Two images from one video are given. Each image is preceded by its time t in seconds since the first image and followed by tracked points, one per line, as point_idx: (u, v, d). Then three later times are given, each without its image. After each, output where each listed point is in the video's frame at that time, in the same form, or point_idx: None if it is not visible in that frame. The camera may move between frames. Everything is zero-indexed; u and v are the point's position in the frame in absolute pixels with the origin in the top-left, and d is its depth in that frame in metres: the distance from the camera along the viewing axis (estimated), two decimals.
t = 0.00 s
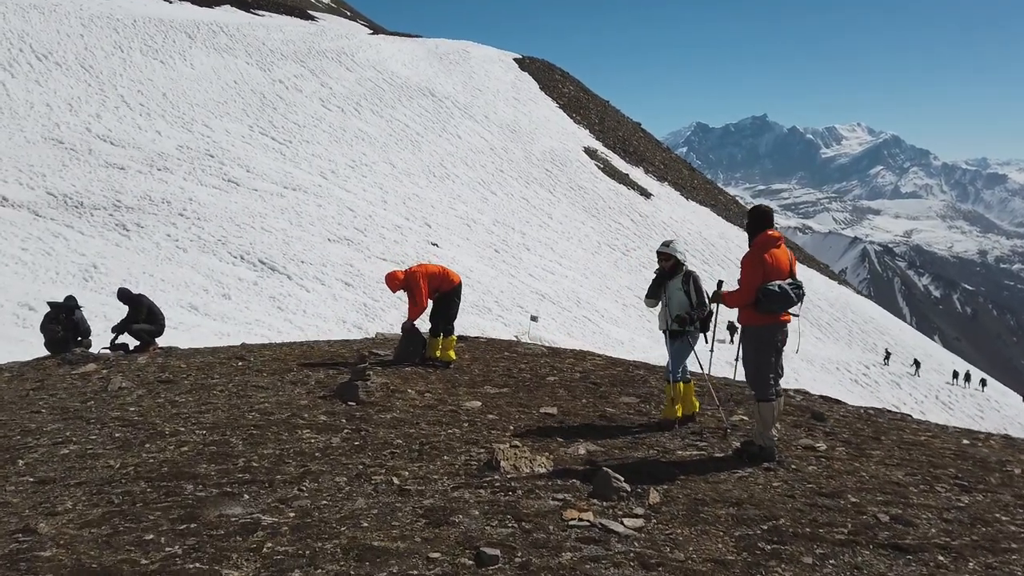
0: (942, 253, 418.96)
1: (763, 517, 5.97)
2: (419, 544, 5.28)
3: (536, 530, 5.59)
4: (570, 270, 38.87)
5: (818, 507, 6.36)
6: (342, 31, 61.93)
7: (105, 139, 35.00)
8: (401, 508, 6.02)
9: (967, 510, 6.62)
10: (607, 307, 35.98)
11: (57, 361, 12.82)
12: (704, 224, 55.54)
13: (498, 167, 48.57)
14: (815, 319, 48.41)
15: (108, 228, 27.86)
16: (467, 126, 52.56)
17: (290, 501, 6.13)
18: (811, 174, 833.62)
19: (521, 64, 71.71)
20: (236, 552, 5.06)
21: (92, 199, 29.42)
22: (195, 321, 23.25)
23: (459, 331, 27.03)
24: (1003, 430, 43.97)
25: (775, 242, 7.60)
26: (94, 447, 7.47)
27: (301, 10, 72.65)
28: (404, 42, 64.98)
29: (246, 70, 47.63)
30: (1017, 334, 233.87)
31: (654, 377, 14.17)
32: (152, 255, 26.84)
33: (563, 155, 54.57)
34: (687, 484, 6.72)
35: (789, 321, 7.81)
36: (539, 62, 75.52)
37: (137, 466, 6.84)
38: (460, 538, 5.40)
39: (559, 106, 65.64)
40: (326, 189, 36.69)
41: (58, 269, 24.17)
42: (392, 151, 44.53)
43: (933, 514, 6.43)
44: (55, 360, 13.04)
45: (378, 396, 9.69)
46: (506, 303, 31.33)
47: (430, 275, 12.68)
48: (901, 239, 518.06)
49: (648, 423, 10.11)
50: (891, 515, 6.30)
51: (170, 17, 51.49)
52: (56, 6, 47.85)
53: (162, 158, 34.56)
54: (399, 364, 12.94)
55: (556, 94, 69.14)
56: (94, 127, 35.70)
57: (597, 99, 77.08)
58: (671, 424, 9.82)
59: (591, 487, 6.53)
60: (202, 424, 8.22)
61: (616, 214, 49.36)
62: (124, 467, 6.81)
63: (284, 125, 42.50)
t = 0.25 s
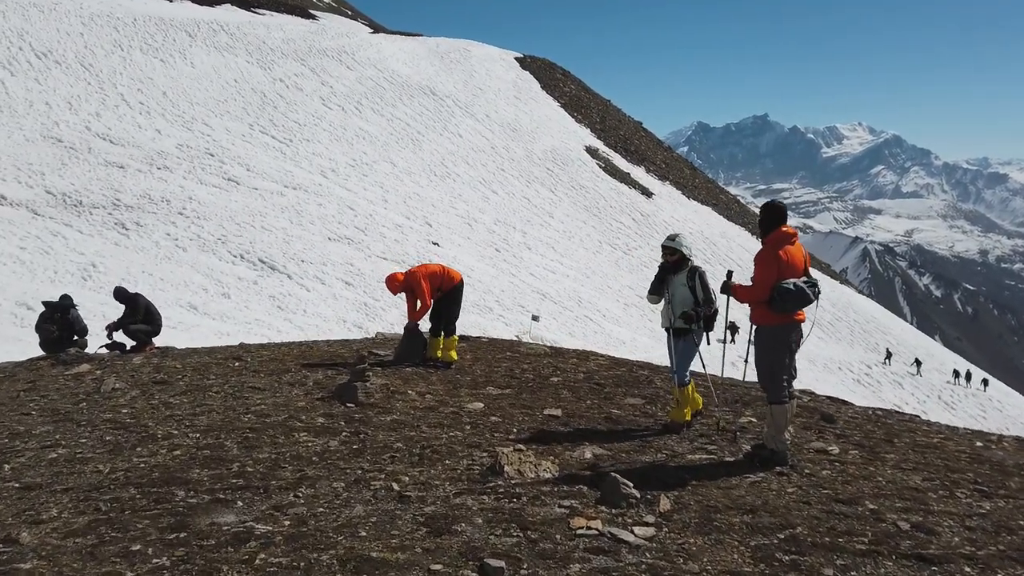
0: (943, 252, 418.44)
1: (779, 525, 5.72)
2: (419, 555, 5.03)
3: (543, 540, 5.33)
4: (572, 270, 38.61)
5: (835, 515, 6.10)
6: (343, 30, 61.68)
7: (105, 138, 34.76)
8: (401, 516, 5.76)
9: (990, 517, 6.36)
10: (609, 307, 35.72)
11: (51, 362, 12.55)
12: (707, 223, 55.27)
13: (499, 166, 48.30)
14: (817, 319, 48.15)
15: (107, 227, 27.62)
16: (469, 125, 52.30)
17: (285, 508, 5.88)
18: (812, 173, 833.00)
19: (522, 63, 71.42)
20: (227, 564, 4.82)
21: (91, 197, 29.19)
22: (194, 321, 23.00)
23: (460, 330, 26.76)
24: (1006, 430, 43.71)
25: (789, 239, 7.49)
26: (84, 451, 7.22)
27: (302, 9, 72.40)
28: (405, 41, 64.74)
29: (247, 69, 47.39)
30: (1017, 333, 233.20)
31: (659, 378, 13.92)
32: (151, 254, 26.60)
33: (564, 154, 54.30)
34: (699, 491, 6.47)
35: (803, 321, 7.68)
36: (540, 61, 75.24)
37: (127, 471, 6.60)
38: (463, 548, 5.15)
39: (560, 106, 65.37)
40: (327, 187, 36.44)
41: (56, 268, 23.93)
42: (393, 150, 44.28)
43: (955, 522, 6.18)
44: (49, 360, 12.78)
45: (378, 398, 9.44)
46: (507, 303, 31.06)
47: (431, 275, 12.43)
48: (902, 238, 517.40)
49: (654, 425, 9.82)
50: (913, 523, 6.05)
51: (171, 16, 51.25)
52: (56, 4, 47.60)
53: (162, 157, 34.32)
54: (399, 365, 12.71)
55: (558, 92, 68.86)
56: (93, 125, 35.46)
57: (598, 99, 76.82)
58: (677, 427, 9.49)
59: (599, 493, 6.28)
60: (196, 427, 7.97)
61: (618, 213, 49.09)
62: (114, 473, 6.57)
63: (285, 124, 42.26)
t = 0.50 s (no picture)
0: (944, 252, 418.03)
1: (795, 539, 5.48)
2: (417, 572, 4.78)
3: (547, 555, 5.09)
4: (573, 269, 38.37)
5: (852, 528, 5.86)
6: (344, 29, 61.44)
7: (104, 136, 34.53)
8: (399, 529, 5.52)
9: (1011, 529, 6.11)
10: (610, 307, 35.47)
11: (44, 364, 12.31)
12: (708, 223, 55.01)
13: (500, 165, 48.05)
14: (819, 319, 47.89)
15: (106, 226, 27.38)
16: (469, 124, 52.04)
17: (279, 521, 5.63)
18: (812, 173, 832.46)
19: (523, 62, 71.19)
20: None
21: (89, 196, 28.96)
22: (193, 320, 22.78)
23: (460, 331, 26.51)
24: (1009, 431, 43.45)
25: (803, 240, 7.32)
26: (72, 458, 6.98)
27: (303, 8, 72.15)
28: (406, 40, 64.49)
29: (247, 67, 47.17)
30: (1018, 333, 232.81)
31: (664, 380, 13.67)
32: (150, 253, 26.37)
33: (565, 154, 54.07)
34: (709, 502, 6.23)
35: (816, 324, 7.47)
36: (541, 60, 74.99)
37: (115, 481, 6.36)
38: (464, 565, 4.91)
39: (561, 105, 65.12)
40: (327, 187, 36.20)
41: (55, 267, 23.70)
42: (393, 149, 44.05)
43: (976, 534, 5.94)
44: (43, 362, 12.54)
45: (376, 402, 9.20)
46: (507, 303, 30.81)
47: (430, 275, 12.18)
48: (903, 238, 516.89)
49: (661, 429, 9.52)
50: (932, 536, 5.80)
51: (171, 14, 51.00)
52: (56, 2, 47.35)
53: (161, 155, 34.09)
54: (399, 366, 12.50)
55: (559, 92, 68.62)
56: (93, 124, 35.22)
57: (599, 98, 76.58)
58: (683, 432, 9.13)
59: (605, 504, 6.04)
60: (189, 433, 7.73)
61: (619, 212, 48.84)
62: (101, 482, 6.34)
63: (285, 123, 42.02)
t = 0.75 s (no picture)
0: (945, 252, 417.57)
1: (812, 549, 5.28)
2: None
3: (554, 566, 4.89)
4: (574, 269, 38.15)
5: (869, 536, 5.66)
6: (345, 28, 61.22)
7: (104, 135, 34.33)
8: (400, 537, 5.31)
9: None
10: (612, 306, 35.24)
11: (39, 364, 12.10)
12: (710, 223, 54.78)
13: (501, 164, 47.83)
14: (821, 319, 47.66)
15: (105, 225, 27.17)
16: (470, 123, 51.82)
17: (274, 528, 5.43)
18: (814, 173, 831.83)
19: (525, 61, 70.97)
20: None
21: (89, 195, 28.76)
22: (193, 320, 22.59)
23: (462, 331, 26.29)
24: (1011, 432, 43.21)
25: (817, 239, 7.15)
26: (62, 462, 6.78)
27: (303, 6, 71.90)
28: (407, 39, 64.26)
29: (248, 66, 46.95)
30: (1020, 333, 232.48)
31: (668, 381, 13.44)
32: (150, 252, 26.18)
33: (567, 153, 53.85)
34: (720, 510, 6.02)
35: (829, 326, 7.29)
36: (542, 60, 74.76)
37: (106, 486, 6.16)
38: None
39: (562, 104, 64.90)
40: (327, 186, 35.99)
41: (54, 266, 23.51)
42: (394, 148, 43.84)
43: (998, 543, 5.73)
44: (38, 362, 12.33)
45: (376, 404, 8.99)
46: (509, 302, 30.59)
47: (431, 274, 11.98)
48: (904, 238, 516.32)
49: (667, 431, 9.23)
50: (952, 545, 5.59)
51: (172, 13, 50.78)
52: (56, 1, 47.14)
53: (161, 154, 33.88)
54: (399, 367, 12.29)
55: (560, 91, 68.40)
56: (93, 123, 35.01)
57: (600, 97, 76.35)
58: (689, 436, 8.89)
59: (613, 511, 5.83)
60: (184, 436, 7.52)
61: (619, 211, 48.62)
62: (92, 487, 6.13)
63: (286, 122, 41.81)
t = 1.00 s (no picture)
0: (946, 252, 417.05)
1: (835, 559, 5.07)
2: None
3: None
4: (576, 269, 37.92)
5: (894, 546, 5.43)
6: (346, 27, 61.00)
7: (105, 134, 34.11)
8: (404, 546, 5.08)
9: None
10: (613, 307, 34.98)
11: (35, 364, 11.87)
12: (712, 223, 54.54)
13: (502, 164, 47.57)
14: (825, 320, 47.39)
15: (105, 224, 26.95)
16: (472, 123, 51.60)
17: (273, 536, 5.20)
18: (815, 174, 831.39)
19: (526, 61, 70.76)
20: None
21: (89, 194, 28.54)
22: (193, 319, 22.37)
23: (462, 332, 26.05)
24: (1014, 433, 42.95)
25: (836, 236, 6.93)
26: (54, 466, 6.55)
27: (304, 6, 71.69)
28: (408, 39, 64.04)
29: (249, 65, 46.73)
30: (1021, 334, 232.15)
31: (676, 383, 13.20)
32: (150, 251, 25.97)
33: (568, 153, 53.61)
34: (738, 518, 5.79)
35: (847, 325, 7.08)
36: (543, 59, 74.54)
37: (98, 490, 5.93)
38: None
39: (564, 104, 64.68)
40: (328, 185, 35.77)
41: (53, 265, 23.29)
42: (396, 148, 43.61)
43: None
44: (33, 362, 12.10)
45: (378, 406, 8.75)
46: (510, 302, 30.35)
47: (435, 272, 11.73)
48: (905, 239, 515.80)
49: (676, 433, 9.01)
50: (981, 555, 5.36)
51: (173, 12, 50.56)
52: None
53: (162, 153, 33.67)
54: (402, 367, 12.05)
55: (562, 91, 68.16)
56: (93, 122, 34.79)
57: (602, 97, 76.11)
58: (700, 439, 8.63)
59: (626, 519, 5.60)
60: (180, 439, 7.28)
61: (621, 211, 48.37)
62: (84, 492, 5.90)
63: (287, 121, 41.60)
